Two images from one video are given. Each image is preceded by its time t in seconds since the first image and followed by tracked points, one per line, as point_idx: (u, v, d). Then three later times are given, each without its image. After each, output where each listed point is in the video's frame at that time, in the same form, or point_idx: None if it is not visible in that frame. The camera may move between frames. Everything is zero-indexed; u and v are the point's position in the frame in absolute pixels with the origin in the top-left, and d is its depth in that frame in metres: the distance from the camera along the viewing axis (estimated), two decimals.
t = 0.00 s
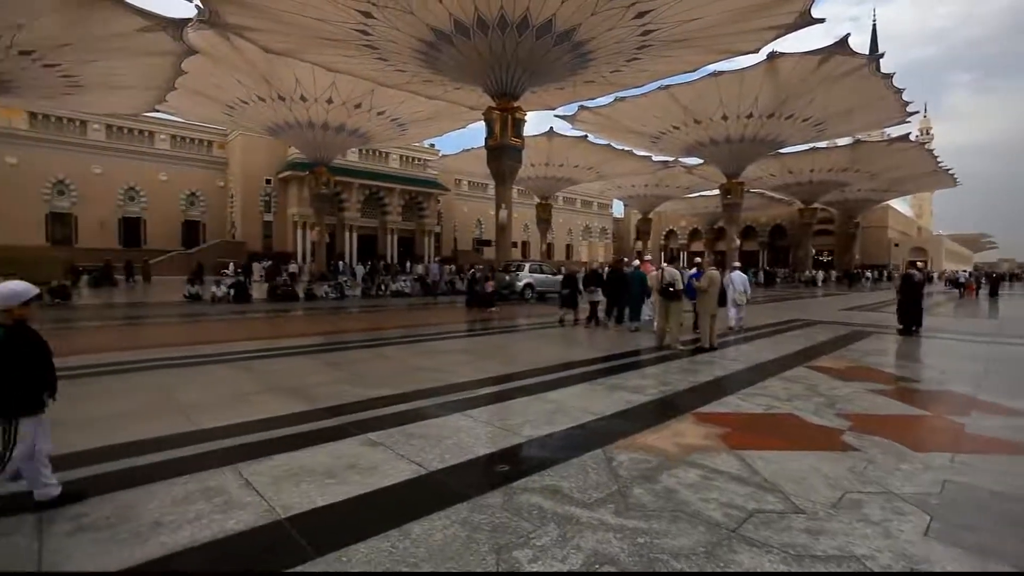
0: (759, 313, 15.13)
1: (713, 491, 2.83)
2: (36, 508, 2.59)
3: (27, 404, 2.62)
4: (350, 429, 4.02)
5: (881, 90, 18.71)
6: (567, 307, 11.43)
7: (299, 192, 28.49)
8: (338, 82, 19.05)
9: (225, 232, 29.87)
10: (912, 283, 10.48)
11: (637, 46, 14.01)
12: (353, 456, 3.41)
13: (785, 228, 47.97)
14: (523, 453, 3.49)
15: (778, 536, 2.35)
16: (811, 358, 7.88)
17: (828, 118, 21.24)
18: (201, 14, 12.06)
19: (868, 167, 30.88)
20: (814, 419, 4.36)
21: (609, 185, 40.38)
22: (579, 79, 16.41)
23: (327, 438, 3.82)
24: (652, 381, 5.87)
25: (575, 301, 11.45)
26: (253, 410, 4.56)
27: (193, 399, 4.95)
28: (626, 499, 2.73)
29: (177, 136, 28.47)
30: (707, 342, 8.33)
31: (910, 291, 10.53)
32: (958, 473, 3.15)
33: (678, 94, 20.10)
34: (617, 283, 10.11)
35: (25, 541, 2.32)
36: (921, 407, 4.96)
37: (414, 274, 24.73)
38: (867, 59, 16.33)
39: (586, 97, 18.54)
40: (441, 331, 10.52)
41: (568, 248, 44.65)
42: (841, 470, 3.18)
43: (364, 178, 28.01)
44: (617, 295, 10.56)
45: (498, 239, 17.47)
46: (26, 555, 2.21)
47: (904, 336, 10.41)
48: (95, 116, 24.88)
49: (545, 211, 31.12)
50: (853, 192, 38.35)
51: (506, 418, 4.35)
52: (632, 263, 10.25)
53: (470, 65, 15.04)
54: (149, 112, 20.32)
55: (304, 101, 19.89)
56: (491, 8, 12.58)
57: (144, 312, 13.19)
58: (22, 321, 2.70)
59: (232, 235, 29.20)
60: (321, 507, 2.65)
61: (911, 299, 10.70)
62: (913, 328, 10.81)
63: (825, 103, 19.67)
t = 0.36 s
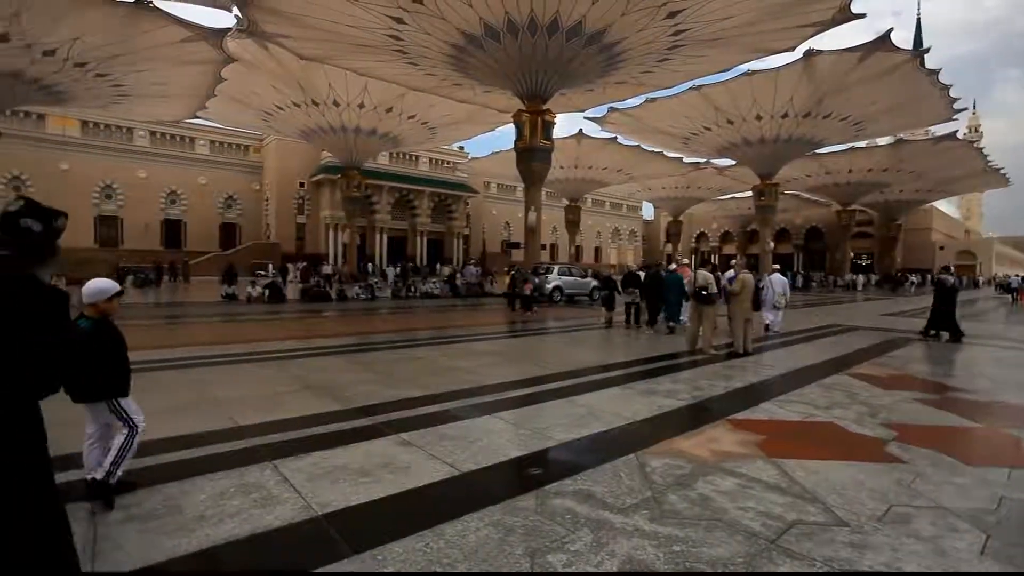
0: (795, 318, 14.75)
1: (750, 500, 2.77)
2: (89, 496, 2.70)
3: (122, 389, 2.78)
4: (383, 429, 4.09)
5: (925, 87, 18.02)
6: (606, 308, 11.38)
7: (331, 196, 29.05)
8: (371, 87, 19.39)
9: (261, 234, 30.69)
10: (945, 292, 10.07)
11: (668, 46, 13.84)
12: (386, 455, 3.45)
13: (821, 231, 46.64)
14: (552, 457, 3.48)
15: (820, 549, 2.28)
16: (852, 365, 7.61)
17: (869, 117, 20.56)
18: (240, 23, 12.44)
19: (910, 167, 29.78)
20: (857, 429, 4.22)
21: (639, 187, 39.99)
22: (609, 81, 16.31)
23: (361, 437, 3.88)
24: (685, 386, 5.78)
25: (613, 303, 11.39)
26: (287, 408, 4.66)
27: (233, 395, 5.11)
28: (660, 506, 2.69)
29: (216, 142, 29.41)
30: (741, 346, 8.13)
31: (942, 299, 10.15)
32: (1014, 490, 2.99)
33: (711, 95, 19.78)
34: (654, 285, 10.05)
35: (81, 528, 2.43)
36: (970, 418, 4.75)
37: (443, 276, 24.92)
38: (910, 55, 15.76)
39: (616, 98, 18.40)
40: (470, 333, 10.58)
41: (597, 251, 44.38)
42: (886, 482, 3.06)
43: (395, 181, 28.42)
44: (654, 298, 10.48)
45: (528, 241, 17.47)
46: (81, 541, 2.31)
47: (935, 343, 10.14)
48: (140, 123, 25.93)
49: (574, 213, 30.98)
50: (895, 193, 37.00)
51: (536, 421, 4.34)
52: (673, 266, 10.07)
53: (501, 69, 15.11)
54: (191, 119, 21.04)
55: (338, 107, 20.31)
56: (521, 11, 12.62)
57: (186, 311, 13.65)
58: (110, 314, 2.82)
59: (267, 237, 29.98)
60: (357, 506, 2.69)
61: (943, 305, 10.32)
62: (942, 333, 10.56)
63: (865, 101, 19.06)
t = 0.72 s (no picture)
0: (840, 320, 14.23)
1: (797, 507, 2.69)
2: (147, 483, 2.84)
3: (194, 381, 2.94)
4: (421, 425, 4.15)
5: (982, 78, 17.12)
6: (650, 307, 11.30)
7: (368, 196, 29.58)
8: (407, 88, 19.64)
9: (301, 233, 31.51)
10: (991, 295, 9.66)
11: (707, 41, 13.55)
12: (425, 452, 3.50)
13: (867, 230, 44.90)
14: (590, 457, 3.46)
15: (873, 561, 2.19)
16: (901, 370, 7.30)
17: (921, 110, 19.66)
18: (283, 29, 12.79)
19: (965, 163, 28.36)
20: (909, 436, 4.05)
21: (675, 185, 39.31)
22: (646, 77, 16.09)
23: (399, 434, 3.94)
24: (725, 389, 5.64)
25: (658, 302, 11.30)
26: (328, 403, 4.77)
27: (276, 390, 5.27)
28: (702, 510, 2.64)
29: (259, 144, 30.34)
30: (782, 348, 7.90)
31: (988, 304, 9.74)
32: None
33: (751, 90, 19.27)
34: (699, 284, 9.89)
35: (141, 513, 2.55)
36: None
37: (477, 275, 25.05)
38: (966, 45, 14.99)
39: (653, 95, 18.14)
40: (503, 332, 10.60)
41: (632, 250, 43.84)
42: (943, 494, 2.93)
43: (430, 181, 28.74)
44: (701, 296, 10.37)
45: (562, 240, 17.40)
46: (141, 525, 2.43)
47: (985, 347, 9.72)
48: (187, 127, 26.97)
49: (608, 212, 30.69)
50: (948, 190, 35.29)
51: (574, 421, 4.32)
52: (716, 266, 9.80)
53: (537, 67, 15.09)
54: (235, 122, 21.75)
55: (375, 108, 20.66)
56: (557, 10, 12.57)
57: (230, 308, 14.13)
58: (188, 310, 2.99)
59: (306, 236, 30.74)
60: (398, 501, 2.73)
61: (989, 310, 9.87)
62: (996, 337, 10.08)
63: (916, 94, 18.23)
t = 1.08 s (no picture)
0: (877, 317, 13.80)
1: (837, 510, 2.62)
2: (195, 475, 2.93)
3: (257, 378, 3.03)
4: (451, 423, 4.17)
5: None
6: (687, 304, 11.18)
7: (394, 195, 29.90)
8: (432, 87, 19.78)
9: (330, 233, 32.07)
10: None
11: (736, 32, 13.27)
12: (457, 449, 3.53)
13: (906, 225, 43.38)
14: (621, 456, 3.43)
15: (919, 568, 2.12)
16: (945, 369, 7.04)
17: (965, 98, 18.88)
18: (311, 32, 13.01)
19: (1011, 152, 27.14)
20: (955, 439, 3.90)
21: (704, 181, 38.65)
22: (673, 71, 15.85)
23: (430, 431, 3.98)
24: (759, 388, 5.53)
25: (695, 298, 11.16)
26: (360, 400, 4.85)
27: (309, 387, 5.37)
28: (738, 511, 2.59)
29: (289, 146, 30.99)
30: (817, 347, 7.73)
31: None
32: None
33: (782, 82, 18.82)
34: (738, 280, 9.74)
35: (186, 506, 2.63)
36: None
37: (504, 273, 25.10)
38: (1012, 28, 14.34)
39: (681, 89, 17.86)
40: (529, 329, 10.60)
41: (659, 247, 43.30)
42: (994, 500, 2.81)
43: (456, 180, 28.90)
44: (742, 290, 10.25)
45: (588, 237, 17.30)
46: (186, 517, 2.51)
47: None
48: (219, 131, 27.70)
49: (635, 209, 30.37)
50: (994, 181, 33.81)
51: (604, 420, 4.29)
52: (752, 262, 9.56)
53: (562, 64, 15.02)
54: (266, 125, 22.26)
55: (401, 108, 20.87)
56: (582, 5, 12.47)
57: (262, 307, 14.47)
58: (259, 310, 3.08)
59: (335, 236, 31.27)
60: (432, 497, 2.76)
61: None
62: None
63: (958, 81, 17.51)
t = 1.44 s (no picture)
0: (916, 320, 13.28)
1: (878, 520, 2.54)
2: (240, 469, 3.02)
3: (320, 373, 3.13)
4: (480, 424, 4.17)
5: None
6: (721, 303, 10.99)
7: (420, 197, 30.18)
8: (458, 89, 19.91)
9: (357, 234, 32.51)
10: None
11: (766, 28, 13.02)
12: (486, 450, 3.52)
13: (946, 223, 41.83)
14: (652, 459, 3.39)
15: None
16: (989, 374, 6.76)
17: (1009, 91, 18.13)
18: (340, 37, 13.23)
19: None
20: (1002, 447, 3.74)
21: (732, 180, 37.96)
22: (702, 69, 15.62)
23: (458, 431, 3.99)
24: (792, 391, 5.40)
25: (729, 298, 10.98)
26: (389, 400, 4.90)
27: (339, 387, 5.45)
28: (772, 518, 2.54)
29: (316, 149, 31.54)
30: (851, 350, 7.51)
31: None
32: None
33: (814, 78, 18.38)
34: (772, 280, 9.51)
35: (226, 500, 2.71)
36: None
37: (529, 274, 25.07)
38: None
39: (709, 87, 17.58)
40: (554, 330, 10.56)
41: (686, 247, 42.67)
42: None
43: (481, 181, 28.98)
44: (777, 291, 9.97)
45: (614, 237, 17.17)
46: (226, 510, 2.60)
47: None
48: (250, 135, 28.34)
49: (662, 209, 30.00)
50: None
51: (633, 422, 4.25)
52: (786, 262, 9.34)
53: (589, 64, 14.95)
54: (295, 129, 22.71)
55: (427, 111, 21.06)
56: (608, 4, 12.40)
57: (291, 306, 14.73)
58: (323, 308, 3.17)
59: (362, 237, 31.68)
60: (460, 498, 2.77)
61: None
62: None
63: (1002, 73, 16.82)
